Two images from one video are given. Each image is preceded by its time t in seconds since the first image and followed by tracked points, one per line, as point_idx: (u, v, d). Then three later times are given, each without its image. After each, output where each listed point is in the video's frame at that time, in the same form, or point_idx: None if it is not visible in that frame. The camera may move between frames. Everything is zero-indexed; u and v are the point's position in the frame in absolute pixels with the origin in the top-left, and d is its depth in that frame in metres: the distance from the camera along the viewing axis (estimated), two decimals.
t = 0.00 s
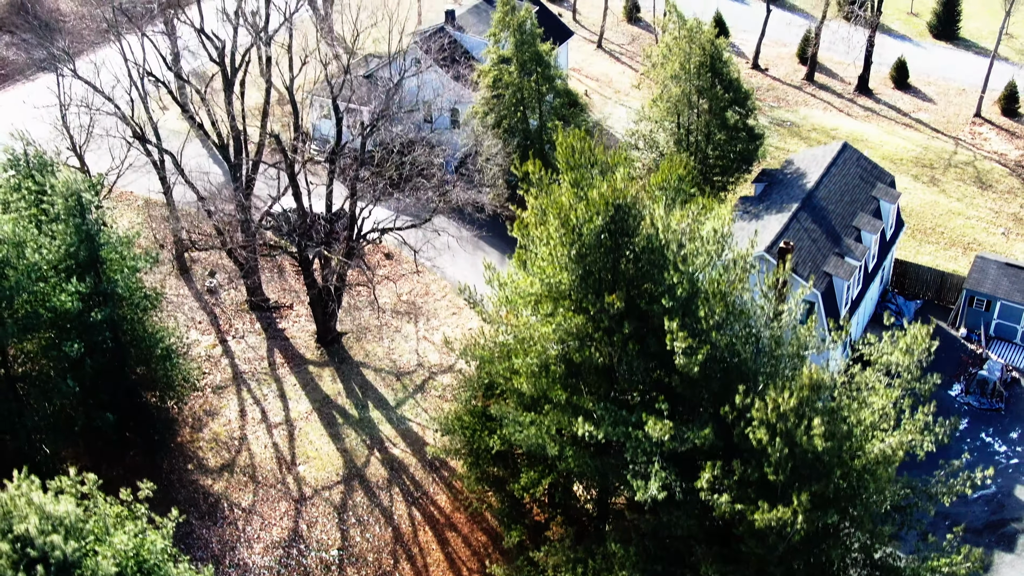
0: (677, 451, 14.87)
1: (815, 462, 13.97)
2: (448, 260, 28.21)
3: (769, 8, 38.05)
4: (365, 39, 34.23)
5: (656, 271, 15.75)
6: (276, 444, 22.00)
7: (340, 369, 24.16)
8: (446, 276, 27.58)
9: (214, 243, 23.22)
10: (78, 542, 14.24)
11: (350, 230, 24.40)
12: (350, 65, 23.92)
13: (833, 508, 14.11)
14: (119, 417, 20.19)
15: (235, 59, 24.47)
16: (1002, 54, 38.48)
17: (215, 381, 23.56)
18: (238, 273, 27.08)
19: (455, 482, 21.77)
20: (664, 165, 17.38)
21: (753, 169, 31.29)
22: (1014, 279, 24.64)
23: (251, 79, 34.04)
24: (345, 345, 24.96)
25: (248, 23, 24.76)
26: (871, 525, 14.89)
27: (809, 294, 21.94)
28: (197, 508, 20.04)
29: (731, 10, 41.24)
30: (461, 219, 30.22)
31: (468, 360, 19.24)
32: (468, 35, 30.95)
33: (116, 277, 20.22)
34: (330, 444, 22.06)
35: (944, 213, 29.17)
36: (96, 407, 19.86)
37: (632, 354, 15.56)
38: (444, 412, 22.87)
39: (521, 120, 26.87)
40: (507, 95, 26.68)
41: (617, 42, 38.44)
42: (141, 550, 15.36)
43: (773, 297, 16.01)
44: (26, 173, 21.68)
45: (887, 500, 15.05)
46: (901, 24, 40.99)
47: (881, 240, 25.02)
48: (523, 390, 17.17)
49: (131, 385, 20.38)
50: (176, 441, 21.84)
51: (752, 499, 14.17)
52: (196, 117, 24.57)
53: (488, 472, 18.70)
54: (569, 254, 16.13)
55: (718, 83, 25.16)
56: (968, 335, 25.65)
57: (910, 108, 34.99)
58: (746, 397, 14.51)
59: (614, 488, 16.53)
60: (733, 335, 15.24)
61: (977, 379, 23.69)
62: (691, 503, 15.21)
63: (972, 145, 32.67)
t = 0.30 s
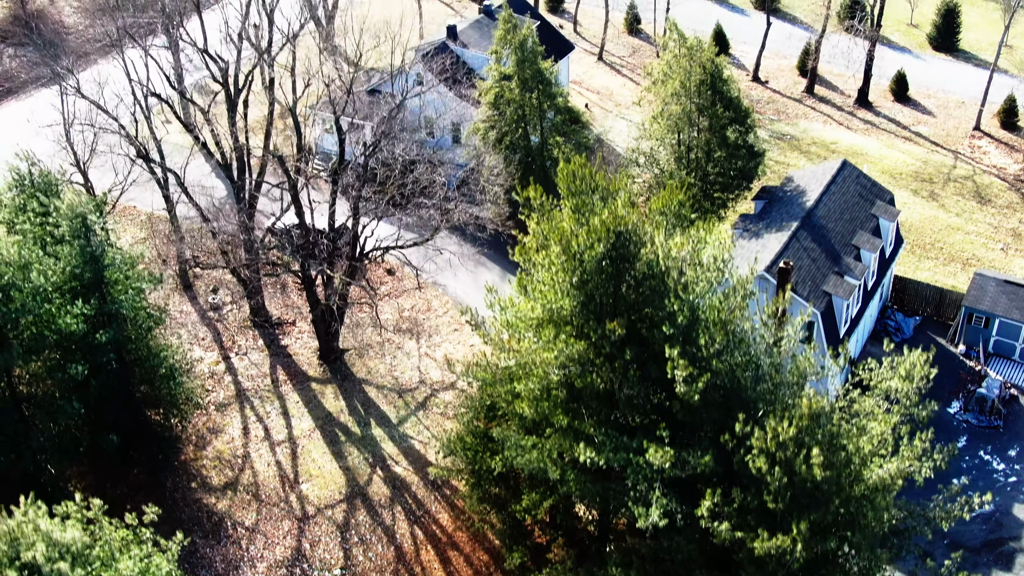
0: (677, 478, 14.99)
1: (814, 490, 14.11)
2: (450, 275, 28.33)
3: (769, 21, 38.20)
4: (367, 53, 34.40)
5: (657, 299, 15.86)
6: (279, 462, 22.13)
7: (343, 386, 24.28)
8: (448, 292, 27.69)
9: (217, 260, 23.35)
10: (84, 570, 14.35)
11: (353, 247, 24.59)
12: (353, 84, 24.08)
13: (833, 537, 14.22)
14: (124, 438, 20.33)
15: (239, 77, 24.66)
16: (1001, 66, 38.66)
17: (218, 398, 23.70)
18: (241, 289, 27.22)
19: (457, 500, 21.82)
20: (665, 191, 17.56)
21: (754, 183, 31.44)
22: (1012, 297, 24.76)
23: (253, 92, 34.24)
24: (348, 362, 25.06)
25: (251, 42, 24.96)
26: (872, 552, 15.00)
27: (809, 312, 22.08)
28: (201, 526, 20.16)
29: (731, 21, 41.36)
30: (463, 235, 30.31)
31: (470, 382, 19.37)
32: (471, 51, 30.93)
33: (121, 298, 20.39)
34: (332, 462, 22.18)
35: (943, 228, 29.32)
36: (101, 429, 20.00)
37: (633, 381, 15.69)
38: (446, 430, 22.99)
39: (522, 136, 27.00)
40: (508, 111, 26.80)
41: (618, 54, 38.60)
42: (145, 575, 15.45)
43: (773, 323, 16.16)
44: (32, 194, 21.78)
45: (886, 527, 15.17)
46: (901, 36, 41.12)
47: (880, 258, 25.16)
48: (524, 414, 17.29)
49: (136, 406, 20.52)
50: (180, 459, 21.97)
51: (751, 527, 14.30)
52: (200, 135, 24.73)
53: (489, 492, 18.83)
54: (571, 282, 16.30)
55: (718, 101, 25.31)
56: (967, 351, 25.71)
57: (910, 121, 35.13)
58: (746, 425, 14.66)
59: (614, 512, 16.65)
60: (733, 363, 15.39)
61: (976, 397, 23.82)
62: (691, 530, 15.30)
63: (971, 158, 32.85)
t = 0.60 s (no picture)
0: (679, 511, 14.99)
1: (815, 525, 14.11)
2: (451, 293, 28.37)
3: (769, 35, 38.28)
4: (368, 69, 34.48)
5: (659, 331, 15.92)
6: (281, 484, 22.17)
7: (345, 407, 24.30)
8: (449, 310, 27.73)
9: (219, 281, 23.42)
10: None
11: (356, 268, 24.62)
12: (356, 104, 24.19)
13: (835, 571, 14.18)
14: (126, 463, 20.58)
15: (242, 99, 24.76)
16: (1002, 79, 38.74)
17: (220, 419, 23.76)
18: (243, 308, 27.31)
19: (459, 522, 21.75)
20: (666, 220, 17.65)
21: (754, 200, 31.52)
22: (1013, 317, 24.83)
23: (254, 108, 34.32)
24: (350, 382, 25.08)
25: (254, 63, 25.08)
26: None
27: (809, 335, 22.14)
28: (204, 549, 20.20)
29: (732, 34, 41.44)
30: (464, 254, 30.35)
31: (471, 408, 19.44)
32: (473, 68, 30.92)
33: (125, 323, 20.55)
34: (334, 484, 22.20)
35: (944, 245, 29.39)
36: (104, 454, 20.24)
37: (635, 412, 15.74)
38: (448, 451, 23.03)
39: (524, 155, 27.06)
40: (510, 130, 26.86)
41: (619, 68, 38.68)
42: None
43: (773, 355, 16.24)
44: (34, 218, 21.99)
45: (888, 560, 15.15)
46: (901, 49, 41.18)
47: (881, 279, 25.22)
48: (526, 442, 17.34)
49: (140, 430, 20.72)
50: (183, 481, 22.03)
51: (752, 560, 14.28)
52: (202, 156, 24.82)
53: (491, 519, 18.85)
54: (573, 313, 16.39)
55: (719, 122, 25.36)
56: (969, 371, 25.64)
57: (910, 136, 35.19)
58: (747, 459, 14.70)
59: (616, 542, 16.66)
60: (735, 395, 15.45)
61: (976, 418, 23.85)
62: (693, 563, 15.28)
63: (972, 174, 32.93)
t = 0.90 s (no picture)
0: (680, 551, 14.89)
1: (816, 566, 14.00)
2: (452, 314, 28.38)
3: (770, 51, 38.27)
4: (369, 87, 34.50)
5: (661, 368, 15.92)
6: (282, 511, 22.11)
7: (346, 431, 24.28)
8: (451, 333, 27.74)
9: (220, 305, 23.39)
10: None
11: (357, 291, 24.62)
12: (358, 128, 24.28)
13: None
14: (128, 491, 20.56)
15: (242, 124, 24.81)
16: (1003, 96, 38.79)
17: (221, 444, 23.74)
18: (244, 331, 27.32)
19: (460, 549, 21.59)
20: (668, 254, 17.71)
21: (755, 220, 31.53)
22: (1014, 341, 24.83)
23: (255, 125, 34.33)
24: (351, 406, 25.05)
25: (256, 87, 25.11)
26: None
27: (811, 362, 22.12)
28: None
29: (733, 49, 41.46)
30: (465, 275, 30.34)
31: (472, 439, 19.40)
32: (475, 87, 30.92)
33: (126, 352, 20.46)
34: (335, 511, 22.11)
35: (945, 266, 29.39)
36: (106, 482, 20.22)
37: (637, 450, 15.71)
38: (450, 477, 23.01)
39: (525, 177, 27.07)
40: (511, 151, 26.83)
41: (620, 84, 38.69)
42: None
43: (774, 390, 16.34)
44: (35, 245, 22.05)
45: None
46: (902, 64, 41.18)
47: (882, 303, 25.24)
48: (527, 477, 17.28)
49: (142, 459, 20.67)
50: (183, 508, 21.97)
51: None
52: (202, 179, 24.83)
53: (492, 551, 18.80)
54: (575, 350, 16.38)
55: (720, 145, 25.36)
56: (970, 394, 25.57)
57: (911, 154, 35.23)
58: (749, 499, 14.64)
59: None
60: (736, 434, 15.43)
61: (977, 443, 23.77)
62: None
63: (973, 193, 32.94)
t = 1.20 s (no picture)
0: None
1: None
2: (452, 334, 28.35)
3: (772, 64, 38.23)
4: (370, 102, 34.48)
5: (663, 402, 15.88)
6: (283, 535, 21.99)
7: (347, 454, 24.24)
8: (451, 353, 27.74)
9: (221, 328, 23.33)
10: None
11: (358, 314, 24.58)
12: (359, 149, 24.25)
13: None
14: (129, 518, 20.61)
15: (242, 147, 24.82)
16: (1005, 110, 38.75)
17: (221, 467, 23.72)
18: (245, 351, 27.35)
19: None
20: (669, 284, 17.68)
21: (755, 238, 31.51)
22: (1015, 363, 24.85)
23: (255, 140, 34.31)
24: (351, 428, 24.99)
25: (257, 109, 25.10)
26: None
27: (812, 388, 22.07)
28: None
29: (733, 62, 41.45)
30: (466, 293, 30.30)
31: (473, 467, 19.35)
32: (476, 105, 30.77)
33: (127, 379, 20.47)
34: (336, 535, 21.97)
35: (947, 285, 29.35)
36: (107, 510, 20.15)
37: (639, 485, 15.61)
38: (452, 500, 22.96)
39: (527, 197, 27.04)
40: (512, 171, 26.79)
41: (621, 98, 38.68)
42: None
43: (774, 423, 16.32)
44: (36, 268, 21.98)
45: None
46: (904, 77, 41.13)
47: (883, 324, 25.21)
48: (528, 508, 17.12)
49: (143, 484, 20.74)
50: (184, 533, 21.90)
51: None
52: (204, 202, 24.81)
53: None
54: (578, 384, 16.33)
55: (721, 166, 25.31)
56: (970, 416, 25.51)
57: (912, 169, 35.19)
58: (752, 538, 14.54)
59: None
60: (739, 470, 15.41)
61: (978, 466, 23.66)
62: None
63: (975, 209, 32.89)
